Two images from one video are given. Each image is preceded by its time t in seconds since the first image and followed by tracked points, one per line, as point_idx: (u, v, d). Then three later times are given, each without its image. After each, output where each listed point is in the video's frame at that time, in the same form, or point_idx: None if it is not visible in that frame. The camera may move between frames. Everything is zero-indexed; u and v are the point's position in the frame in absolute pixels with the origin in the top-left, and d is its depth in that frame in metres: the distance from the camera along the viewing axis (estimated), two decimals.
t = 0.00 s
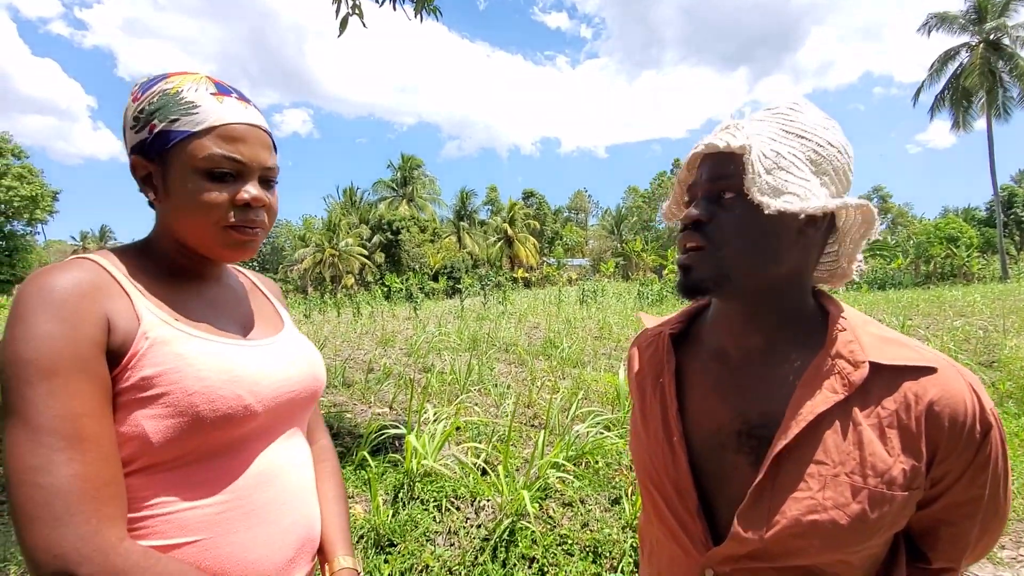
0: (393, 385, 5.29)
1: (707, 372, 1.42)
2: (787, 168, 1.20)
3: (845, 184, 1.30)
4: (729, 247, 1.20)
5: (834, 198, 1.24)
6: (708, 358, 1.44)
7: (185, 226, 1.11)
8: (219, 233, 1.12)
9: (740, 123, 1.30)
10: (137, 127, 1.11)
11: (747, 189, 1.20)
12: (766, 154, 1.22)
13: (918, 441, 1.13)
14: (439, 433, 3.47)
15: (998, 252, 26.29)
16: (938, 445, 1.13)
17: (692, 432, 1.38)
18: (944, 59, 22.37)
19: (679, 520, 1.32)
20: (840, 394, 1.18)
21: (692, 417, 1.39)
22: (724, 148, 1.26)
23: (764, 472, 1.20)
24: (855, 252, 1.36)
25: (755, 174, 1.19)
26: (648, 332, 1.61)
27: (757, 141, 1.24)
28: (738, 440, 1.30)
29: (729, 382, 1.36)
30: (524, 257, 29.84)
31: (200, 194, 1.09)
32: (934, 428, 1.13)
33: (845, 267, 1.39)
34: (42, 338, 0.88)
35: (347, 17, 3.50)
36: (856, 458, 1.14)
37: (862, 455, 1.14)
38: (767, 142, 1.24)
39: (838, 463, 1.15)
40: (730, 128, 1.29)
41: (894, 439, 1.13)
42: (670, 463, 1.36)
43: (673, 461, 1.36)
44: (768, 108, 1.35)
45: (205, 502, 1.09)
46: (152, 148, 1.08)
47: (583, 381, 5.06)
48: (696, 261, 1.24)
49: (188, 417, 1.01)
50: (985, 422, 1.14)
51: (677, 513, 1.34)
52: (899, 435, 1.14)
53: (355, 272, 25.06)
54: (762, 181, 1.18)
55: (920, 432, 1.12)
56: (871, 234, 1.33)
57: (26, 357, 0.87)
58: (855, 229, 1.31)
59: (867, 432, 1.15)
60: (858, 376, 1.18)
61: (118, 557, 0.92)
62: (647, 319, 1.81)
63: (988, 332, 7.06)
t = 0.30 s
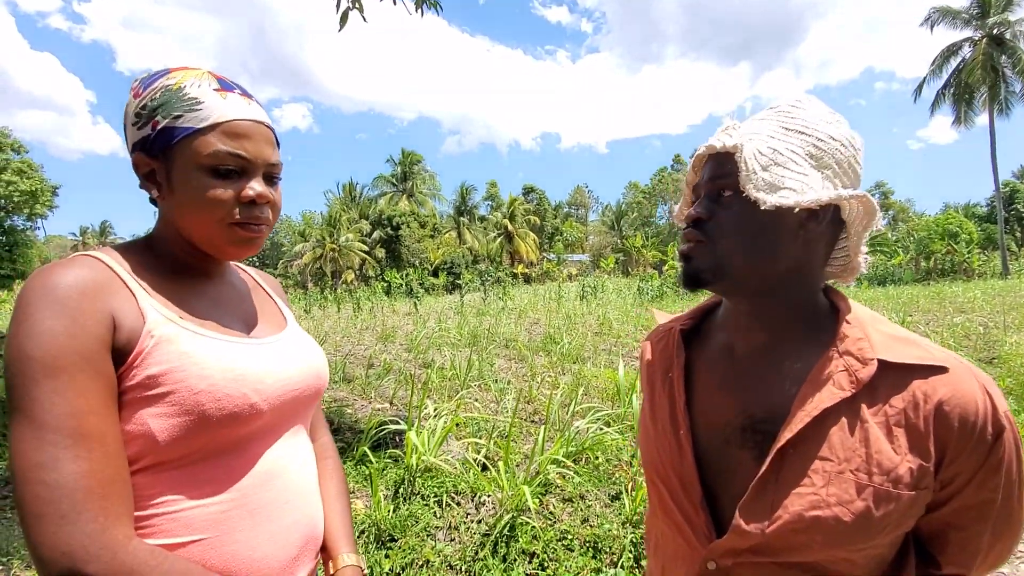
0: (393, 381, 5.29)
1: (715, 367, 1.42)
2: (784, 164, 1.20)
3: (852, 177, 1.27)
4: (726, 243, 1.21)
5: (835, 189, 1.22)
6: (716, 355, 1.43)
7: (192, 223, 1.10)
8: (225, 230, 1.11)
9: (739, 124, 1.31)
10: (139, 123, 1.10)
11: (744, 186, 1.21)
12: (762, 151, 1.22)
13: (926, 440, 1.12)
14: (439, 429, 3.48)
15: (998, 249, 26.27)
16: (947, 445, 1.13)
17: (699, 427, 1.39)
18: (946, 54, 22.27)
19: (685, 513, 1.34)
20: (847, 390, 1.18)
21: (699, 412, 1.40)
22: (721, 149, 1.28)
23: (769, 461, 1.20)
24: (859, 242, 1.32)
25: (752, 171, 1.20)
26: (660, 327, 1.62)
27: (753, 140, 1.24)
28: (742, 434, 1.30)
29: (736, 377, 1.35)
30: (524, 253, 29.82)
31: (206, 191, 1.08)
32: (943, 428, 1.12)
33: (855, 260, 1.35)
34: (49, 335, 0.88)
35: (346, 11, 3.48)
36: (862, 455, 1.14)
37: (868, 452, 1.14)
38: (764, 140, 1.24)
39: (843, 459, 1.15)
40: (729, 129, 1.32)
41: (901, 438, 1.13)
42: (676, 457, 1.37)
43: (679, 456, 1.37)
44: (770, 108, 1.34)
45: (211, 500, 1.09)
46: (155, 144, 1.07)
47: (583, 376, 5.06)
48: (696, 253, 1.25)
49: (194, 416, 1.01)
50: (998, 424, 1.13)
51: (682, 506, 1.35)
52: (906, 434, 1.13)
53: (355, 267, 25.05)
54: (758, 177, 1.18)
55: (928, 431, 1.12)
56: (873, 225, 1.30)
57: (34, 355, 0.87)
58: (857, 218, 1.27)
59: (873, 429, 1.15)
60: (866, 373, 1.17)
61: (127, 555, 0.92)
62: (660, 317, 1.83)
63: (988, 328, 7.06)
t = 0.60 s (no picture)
0: (393, 377, 5.27)
1: (728, 369, 1.40)
2: (793, 159, 1.17)
3: (870, 170, 1.22)
4: (734, 242, 1.20)
5: (846, 184, 1.18)
6: (729, 356, 1.42)
7: (189, 219, 1.07)
8: (225, 227, 1.09)
9: (748, 120, 1.29)
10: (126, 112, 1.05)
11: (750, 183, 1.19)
12: (769, 147, 1.20)
13: (949, 448, 1.07)
14: (439, 427, 3.46)
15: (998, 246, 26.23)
16: (972, 453, 1.08)
17: (710, 430, 1.38)
18: (949, 50, 22.14)
19: (695, 519, 1.33)
20: (864, 394, 1.15)
21: (711, 415, 1.38)
22: (728, 145, 1.26)
23: (784, 466, 1.18)
24: (875, 236, 1.30)
25: (758, 169, 1.18)
26: (672, 327, 1.61)
27: (760, 136, 1.22)
28: (755, 439, 1.28)
29: (748, 380, 1.34)
30: (524, 249, 29.77)
31: (205, 186, 1.05)
32: (968, 435, 1.07)
33: (873, 259, 1.33)
34: (38, 338, 0.85)
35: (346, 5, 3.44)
36: (881, 463, 1.11)
37: (886, 459, 1.10)
38: (772, 135, 1.22)
39: (860, 467, 1.12)
40: (737, 124, 1.30)
41: (922, 445, 1.09)
42: (687, 461, 1.36)
43: (691, 460, 1.36)
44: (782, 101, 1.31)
45: (211, 506, 1.07)
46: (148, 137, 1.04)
47: (584, 374, 5.04)
48: (705, 257, 1.24)
49: (194, 420, 0.99)
50: None
51: (692, 511, 1.34)
52: (929, 442, 1.08)
53: (354, 263, 25.02)
54: (765, 175, 1.16)
55: (950, 438, 1.07)
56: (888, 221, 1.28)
57: (22, 359, 0.83)
58: (871, 214, 1.25)
59: (892, 435, 1.11)
60: (884, 377, 1.14)
61: (128, 567, 0.90)
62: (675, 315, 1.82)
63: (989, 326, 7.03)
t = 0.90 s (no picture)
0: (392, 376, 5.25)
1: (742, 369, 1.38)
2: (813, 155, 1.15)
3: (894, 164, 1.19)
4: (750, 241, 1.19)
5: (869, 180, 1.15)
6: (742, 357, 1.40)
7: (179, 214, 1.04)
8: (216, 222, 1.06)
9: (764, 115, 1.27)
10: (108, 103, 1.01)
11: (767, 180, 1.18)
12: (786, 142, 1.18)
13: (981, 453, 1.04)
14: (439, 427, 3.44)
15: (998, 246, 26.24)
16: (1007, 457, 1.03)
17: (723, 433, 1.35)
18: (950, 48, 22.07)
19: (707, 526, 1.30)
20: (888, 396, 1.13)
21: (723, 418, 1.36)
22: (742, 141, 1.26)
23: (801, 470, 1.16)
24: (900, 234, 1.28)
25: (775, 165, 1.17)
26: (685, 326, 1.59)
27: (776, 131, 1.20)
28: (771, 443, 1.26)
29: (763, 381, 1.32)
30: (523, 248, 29.73)
31: (194, 180, 1.02)
32: (1001, 439, 1.03)
33: (898, 257, 1.30)
34: (16, 341, 0.81)
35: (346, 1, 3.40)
36: (906, 468, 1.08)
37: (912, 465, 1.07)
38: (789, 130, 1.19)
39: (883, 473, 1.09)
40: (753, 119, 1.28)
41: (952, 450, 1.06)
42: (699, 465, 1.34)
43: (701, 463, 1.34)
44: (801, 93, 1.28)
45: (199, 518, 1.04)
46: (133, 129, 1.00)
47: (585, 373, 5.01)
48: (719, 257, 1.24)
49: (180, 427, 0.96)
50: None
51: (703, 517, 1.31)
52: (958, 446, 1.05)
53: (354, 262, 25.00)
54: (783, 171, 1.15)
55: (982, 442, 1.04)
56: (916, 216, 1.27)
57: None
58: (896, 211, 1.23)
59: (919, 440, 1.08)
60: (909, 377, 1.12)
61: None
62: (684, 315, 1.80)
63: (991, 325, 7.01)
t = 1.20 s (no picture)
0: (391, 375, 5.22)
1: (752, 371, 1.36)
2: (829, 149, 1.13)
3: (913, 159, 1.18)
4: (762, 238, 1.17)
5: (888, 175, 1.13)
6: (753, 359, 1.37)
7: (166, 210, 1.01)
8: (207, 220, 1.04)
9: (776, 108, 1.24)
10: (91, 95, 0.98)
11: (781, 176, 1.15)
12: (801, 136, 1.16)
13: (1007, 463, 1.01)
14: (438, 427, 3.41)
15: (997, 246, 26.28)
16: None
17: (732, 439, 1.33)
18: (950, 47, 22.03)
19: (717, 536, 1.28)
20: (908, 401, 1.10)
21: (732, 423, 1.35)
22: (755, 135, 1.23)
23: (816, 479, 1.14)
24: (921, 231, 1.25)
25: (789, 160, 1.15)
26: (692, 327, 1.57)
27: (790, 125, 1.18)
28: (783, 449, 1.24)
29: (774, 385, 1.30)
30: (522, 247, 29.70)
31: (185, 175, 0.99)
32: None
33: (919, 256, 1.28)
34: None
35: None
36: (928, 478, 1.05)
37: (935, 474, 1.05)
38: (804, 123, 1.17)
39: (904, 482, 1.07)
40: (765, 111, 1.25)
41: (976, 459, 1.03)
42: (707, 471, 1.33)
43: (711, 470, 1.33)
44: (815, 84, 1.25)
45: (184, 528, 1.00)
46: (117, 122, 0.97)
47: (585, 372, 4.99)
48: (729, 255, 1.22)
49: (163, 433, 0.93)
50: None
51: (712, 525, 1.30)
52: (983, 454, 1.03)
53: (353, 261, 24.97)
54: (797, 167, 1.13)
55: (1008, 451, 1.01)
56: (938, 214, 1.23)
57: None
58: (918, 207, 1.20)
59: (942, 448, 1.05)
60: (931, 382, 1.09)
61: None
62: (689, 313, 1.77)
63: (991, 325, 6.99)
